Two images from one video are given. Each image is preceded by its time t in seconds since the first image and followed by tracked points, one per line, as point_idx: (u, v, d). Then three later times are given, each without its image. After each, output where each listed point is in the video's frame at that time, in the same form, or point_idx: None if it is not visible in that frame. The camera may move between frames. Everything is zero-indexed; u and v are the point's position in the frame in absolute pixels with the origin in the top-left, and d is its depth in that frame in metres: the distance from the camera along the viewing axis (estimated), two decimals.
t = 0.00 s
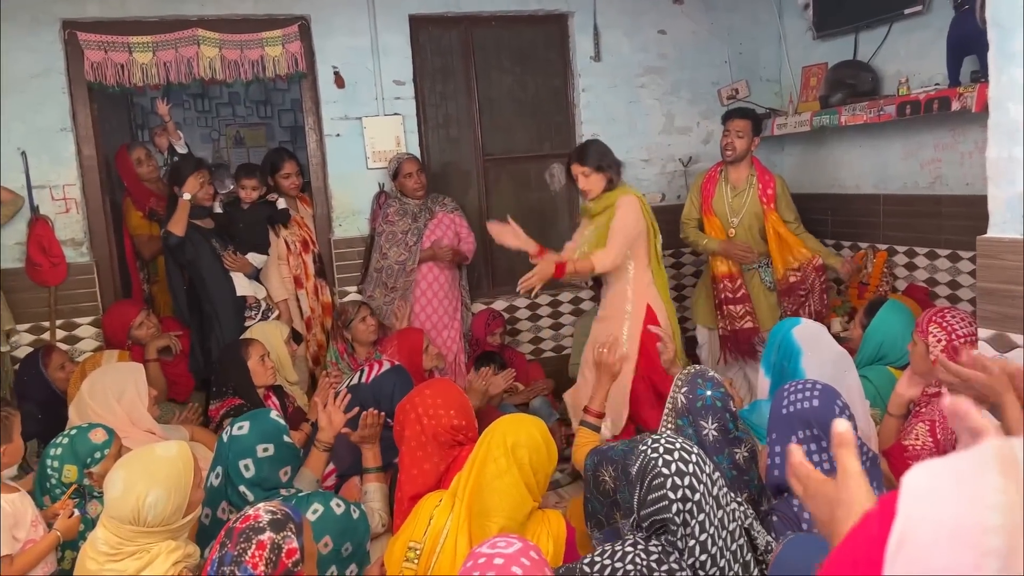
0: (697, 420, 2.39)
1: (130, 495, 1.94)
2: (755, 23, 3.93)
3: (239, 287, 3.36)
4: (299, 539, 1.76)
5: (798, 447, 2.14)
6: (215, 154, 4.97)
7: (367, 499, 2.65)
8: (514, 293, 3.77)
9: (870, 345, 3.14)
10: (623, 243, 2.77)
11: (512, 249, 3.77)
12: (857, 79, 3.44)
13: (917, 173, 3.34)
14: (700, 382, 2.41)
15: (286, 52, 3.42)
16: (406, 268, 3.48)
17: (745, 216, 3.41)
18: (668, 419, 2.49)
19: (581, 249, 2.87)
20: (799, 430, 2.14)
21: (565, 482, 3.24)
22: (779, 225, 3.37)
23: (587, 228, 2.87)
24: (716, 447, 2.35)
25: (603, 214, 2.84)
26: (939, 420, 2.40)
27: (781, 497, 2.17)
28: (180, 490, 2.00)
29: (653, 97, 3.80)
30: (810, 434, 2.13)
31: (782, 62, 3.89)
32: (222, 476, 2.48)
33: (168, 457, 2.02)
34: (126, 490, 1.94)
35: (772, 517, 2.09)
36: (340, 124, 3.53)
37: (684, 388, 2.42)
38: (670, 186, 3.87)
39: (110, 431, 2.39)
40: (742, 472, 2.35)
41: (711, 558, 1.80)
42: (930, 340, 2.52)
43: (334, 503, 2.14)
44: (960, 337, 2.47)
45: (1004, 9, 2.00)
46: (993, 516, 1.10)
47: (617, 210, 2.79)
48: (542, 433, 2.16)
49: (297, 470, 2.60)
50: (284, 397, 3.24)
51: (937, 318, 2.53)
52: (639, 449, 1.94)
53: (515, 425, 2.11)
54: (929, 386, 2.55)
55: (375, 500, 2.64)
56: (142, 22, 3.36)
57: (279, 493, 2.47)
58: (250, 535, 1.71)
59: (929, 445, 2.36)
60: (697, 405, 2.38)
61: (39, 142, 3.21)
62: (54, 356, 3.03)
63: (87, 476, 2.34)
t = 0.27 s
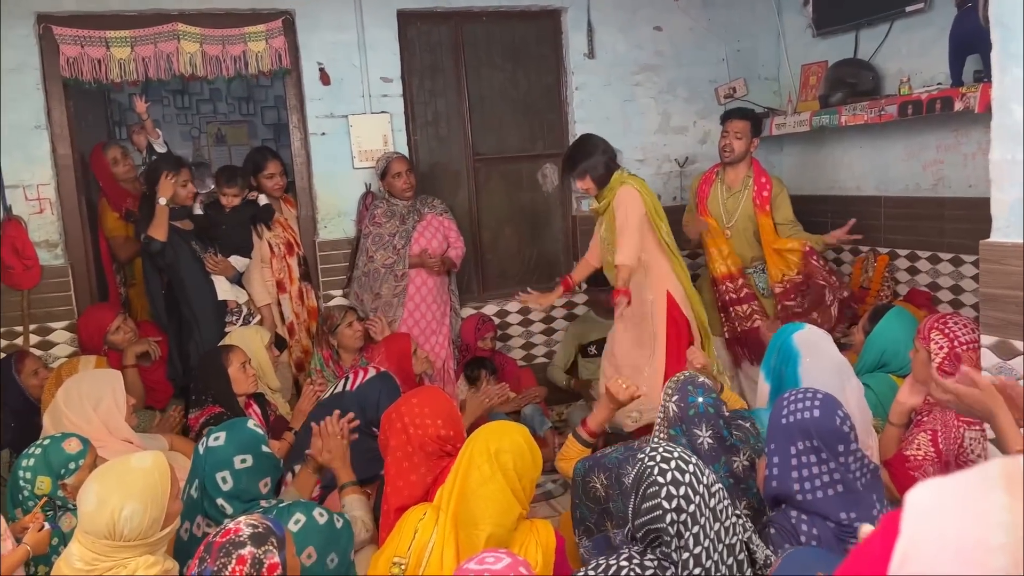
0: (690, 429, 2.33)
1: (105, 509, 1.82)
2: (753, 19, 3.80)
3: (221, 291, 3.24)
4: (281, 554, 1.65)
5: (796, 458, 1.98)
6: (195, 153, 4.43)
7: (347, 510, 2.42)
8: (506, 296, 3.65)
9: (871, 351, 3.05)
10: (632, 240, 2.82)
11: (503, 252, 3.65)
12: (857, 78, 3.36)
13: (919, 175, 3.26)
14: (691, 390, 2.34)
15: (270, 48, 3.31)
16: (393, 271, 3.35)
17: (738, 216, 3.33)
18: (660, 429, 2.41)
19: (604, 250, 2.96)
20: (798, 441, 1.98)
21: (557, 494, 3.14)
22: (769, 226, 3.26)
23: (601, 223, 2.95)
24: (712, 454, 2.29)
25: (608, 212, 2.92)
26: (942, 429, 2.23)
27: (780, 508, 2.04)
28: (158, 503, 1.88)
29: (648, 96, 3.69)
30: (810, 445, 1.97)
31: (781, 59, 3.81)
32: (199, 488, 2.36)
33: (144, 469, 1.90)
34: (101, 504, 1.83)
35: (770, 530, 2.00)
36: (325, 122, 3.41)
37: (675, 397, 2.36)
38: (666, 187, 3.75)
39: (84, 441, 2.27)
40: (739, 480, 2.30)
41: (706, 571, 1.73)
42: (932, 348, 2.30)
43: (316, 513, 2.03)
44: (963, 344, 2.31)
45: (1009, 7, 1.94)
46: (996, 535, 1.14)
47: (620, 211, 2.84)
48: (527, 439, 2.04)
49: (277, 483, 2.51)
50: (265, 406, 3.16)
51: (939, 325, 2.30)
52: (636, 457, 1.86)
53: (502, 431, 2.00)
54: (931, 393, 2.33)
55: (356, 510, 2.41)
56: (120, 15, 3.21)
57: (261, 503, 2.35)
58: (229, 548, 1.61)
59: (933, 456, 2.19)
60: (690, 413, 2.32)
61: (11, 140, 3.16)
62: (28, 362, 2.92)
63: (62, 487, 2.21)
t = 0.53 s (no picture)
0: (687, 443, 2.14)
1: (73, 525, 1.71)
2: (751, 14, 3.65)
3: (196, 296, 3.09)
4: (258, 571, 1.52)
5: (798, 470, 1.89)
6: (169, 151, 4.12)
7: (331, 528, 2.28)
8: (493, 300, 3.50)
9: (871, 359, 2.93)
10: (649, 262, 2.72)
11: (492, 254, 3.49)
12: (860, 73, 3.23)
13: (923, 175, 3.13)
14: (687, 402, 2.17)
15: (248, 41, 3.16)
16: (377, 275, 3.20)
17: (728, 212, 3.20)
18: (654, 443, 2.22)
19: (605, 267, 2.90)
20: (800, 451, 1.89)
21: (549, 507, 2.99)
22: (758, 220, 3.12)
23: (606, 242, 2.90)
24: (711, 471, 2.10)
25: (613, 228, 2.86)
26: (948, 440, 2.23)
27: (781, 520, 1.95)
28: (129, 519, 1.78)
29: (642, 91, 3.51)
30: (812, 455, 1.88)
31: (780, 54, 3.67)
32: (167, 505, 2.18)
33: (114, 483, 1.79)
34: (69, 520, 1.71)
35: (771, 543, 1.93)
36: (305, 119, 3.25)
37: (670, 410, 2.18)
38: (661, 187, 3.58)
39: (52, 453, 2.12)
40: (742, 496, 2.10)
41: None
42: (937, 355, 2.36)
43: (294, 531, 1.91)
44: (968, 350, 2.32)
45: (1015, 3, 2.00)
46: (999, 557, 1.03)
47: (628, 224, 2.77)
48: (510, 451, 1.90)
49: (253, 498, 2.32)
50: (241, 416, 2.99)
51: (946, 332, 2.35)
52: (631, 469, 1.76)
53: (483, 440, 1.87)
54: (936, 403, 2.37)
55: (342, 527, 2.27)
56: (89, 6, 3.05)
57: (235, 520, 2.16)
58: (204, 564, 1.46)
59: (938, 467, 2.19)
60: (685, 427, 2.14)
61: None
62: None
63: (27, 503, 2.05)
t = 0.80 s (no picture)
0: (691, 456, 1.99)
1: (40, 543, 1.66)
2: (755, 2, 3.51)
3: (166, 300, 2.91)
4: None
5: (806, 484, 1.67)
6: (139, 145, 3.93)
7: (313, 545, 2.09)
8: (482, 302, 3.33)
9: (881, 365, 2.79)
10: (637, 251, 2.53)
11: (482, 254, 3.32)
12: (867, 65, 3.08)
13: (934, 172, 2.97)
14: (690, 412, 2.00)
15: (223, 29, 2.97)
16: (360, 277, 3.03)
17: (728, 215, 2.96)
18: (657, 456, 2.08)
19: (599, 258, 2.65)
20: (806, 463, 1.68)
21: (542, 521, 2.84)
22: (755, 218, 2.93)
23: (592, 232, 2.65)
24: (716, 485, 1.94)
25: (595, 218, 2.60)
26: (960, 450, 2.06)
27: (785, 536, 1.73)
28: (98, 537, 1.74)
29: (639, 84, 3.34)
30: (820, 467, 1.67)
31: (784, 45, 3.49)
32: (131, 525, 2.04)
33: (82, 500, 1.73)
34: (36, 537, 1.67)
35: (775, 561, 1.70)
36: (284, 112, 3.08)
37: (673, 422, 2.03)
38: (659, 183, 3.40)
39: (14, 465, 1.94)
40: (750, 511, 1.92)
41: None
42: (950, 360, 2.14)
43: (272, 550, 1.83)
44: (982, 356, 2.10)
45: None
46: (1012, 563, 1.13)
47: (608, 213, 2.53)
48: (497, 463, 1.73)
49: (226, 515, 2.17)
50: (214, 426, 2.82)
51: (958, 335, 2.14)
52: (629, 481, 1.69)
53: (467, 451, 1.72)
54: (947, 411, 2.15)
55: (324, 543, 2.08)
56: None
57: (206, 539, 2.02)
58: None
59: (950, 478, 2.02)
60: (689, 438, 1.98)
61: None
62: None
63: None
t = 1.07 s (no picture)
0: (704, 477, 1.79)
1: None
2: None
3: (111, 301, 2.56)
4: None
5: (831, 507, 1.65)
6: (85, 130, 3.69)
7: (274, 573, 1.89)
8: (469, 307, 2.94)
9: (912, 377, 2.63)
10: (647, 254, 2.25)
11: (467, 251, 2.95)
12: (895, 41, 2.88)
13: (969, 159, 2.42)
14: (702, 428, 1.81)
15: None
16: (329, 278, 2.74)
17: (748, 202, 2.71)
18: (665, 477, 1.88)
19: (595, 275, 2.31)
20: (835, 485, 1.65)
21: (535, 551, 2.49)
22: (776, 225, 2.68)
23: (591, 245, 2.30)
24: (732, 508, 1.78)
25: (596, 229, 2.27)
26: (999, 469, 1.97)
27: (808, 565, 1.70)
28: (41, 566, 1.74)
29: (642, 62, 2.86)
30: (849, 489, 1.64)
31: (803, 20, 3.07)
32: (77, 553, 1.86)
33: (25, 528, 1.73)
34: None
35: None
36: (244, 93, 2.77)
37: (683, 438, 1.83)
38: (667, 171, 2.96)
39: None
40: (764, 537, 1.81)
41: None
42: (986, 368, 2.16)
43: None
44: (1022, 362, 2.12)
45: None
46: None
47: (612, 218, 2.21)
48: (477, 484, 1.78)
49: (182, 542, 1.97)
50: (168, 445, 2.44)
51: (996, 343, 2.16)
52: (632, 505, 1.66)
53: (442, 484, 1.73)
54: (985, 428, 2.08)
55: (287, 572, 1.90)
56: None
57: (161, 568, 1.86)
58: None
59: (990, 501, 1.94)
60: (702, 458, 1.78)
61: None
62: None
63: None
